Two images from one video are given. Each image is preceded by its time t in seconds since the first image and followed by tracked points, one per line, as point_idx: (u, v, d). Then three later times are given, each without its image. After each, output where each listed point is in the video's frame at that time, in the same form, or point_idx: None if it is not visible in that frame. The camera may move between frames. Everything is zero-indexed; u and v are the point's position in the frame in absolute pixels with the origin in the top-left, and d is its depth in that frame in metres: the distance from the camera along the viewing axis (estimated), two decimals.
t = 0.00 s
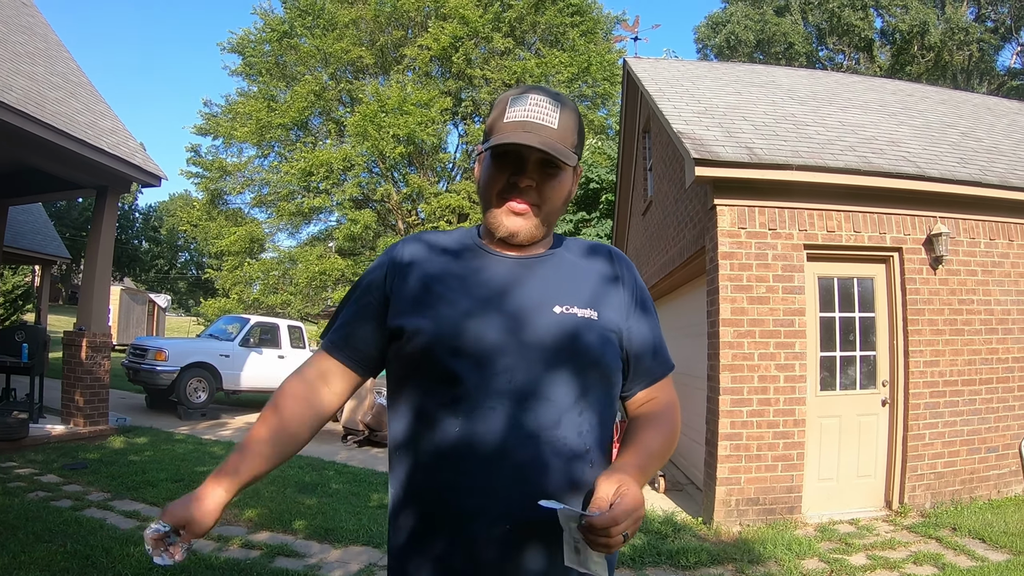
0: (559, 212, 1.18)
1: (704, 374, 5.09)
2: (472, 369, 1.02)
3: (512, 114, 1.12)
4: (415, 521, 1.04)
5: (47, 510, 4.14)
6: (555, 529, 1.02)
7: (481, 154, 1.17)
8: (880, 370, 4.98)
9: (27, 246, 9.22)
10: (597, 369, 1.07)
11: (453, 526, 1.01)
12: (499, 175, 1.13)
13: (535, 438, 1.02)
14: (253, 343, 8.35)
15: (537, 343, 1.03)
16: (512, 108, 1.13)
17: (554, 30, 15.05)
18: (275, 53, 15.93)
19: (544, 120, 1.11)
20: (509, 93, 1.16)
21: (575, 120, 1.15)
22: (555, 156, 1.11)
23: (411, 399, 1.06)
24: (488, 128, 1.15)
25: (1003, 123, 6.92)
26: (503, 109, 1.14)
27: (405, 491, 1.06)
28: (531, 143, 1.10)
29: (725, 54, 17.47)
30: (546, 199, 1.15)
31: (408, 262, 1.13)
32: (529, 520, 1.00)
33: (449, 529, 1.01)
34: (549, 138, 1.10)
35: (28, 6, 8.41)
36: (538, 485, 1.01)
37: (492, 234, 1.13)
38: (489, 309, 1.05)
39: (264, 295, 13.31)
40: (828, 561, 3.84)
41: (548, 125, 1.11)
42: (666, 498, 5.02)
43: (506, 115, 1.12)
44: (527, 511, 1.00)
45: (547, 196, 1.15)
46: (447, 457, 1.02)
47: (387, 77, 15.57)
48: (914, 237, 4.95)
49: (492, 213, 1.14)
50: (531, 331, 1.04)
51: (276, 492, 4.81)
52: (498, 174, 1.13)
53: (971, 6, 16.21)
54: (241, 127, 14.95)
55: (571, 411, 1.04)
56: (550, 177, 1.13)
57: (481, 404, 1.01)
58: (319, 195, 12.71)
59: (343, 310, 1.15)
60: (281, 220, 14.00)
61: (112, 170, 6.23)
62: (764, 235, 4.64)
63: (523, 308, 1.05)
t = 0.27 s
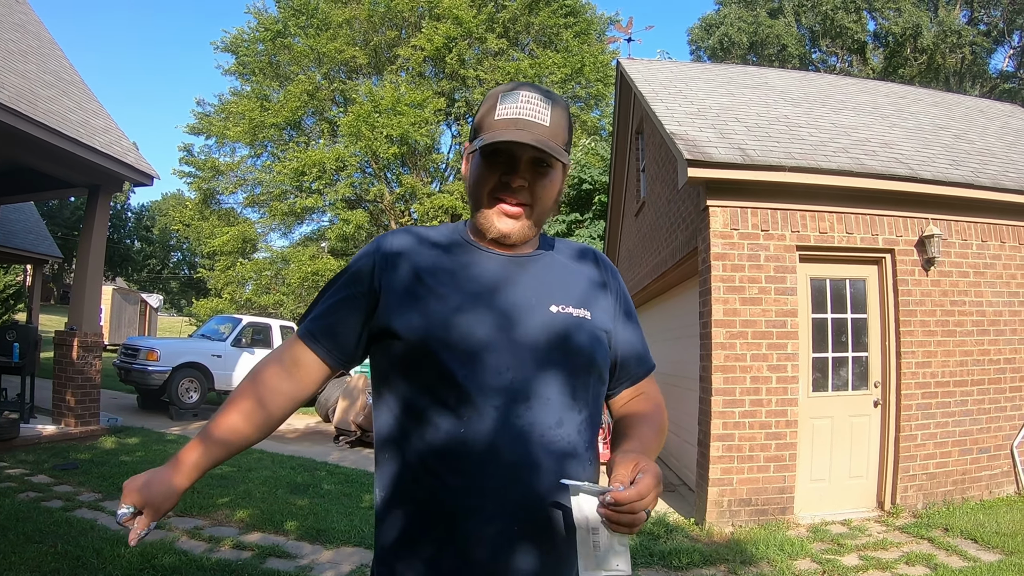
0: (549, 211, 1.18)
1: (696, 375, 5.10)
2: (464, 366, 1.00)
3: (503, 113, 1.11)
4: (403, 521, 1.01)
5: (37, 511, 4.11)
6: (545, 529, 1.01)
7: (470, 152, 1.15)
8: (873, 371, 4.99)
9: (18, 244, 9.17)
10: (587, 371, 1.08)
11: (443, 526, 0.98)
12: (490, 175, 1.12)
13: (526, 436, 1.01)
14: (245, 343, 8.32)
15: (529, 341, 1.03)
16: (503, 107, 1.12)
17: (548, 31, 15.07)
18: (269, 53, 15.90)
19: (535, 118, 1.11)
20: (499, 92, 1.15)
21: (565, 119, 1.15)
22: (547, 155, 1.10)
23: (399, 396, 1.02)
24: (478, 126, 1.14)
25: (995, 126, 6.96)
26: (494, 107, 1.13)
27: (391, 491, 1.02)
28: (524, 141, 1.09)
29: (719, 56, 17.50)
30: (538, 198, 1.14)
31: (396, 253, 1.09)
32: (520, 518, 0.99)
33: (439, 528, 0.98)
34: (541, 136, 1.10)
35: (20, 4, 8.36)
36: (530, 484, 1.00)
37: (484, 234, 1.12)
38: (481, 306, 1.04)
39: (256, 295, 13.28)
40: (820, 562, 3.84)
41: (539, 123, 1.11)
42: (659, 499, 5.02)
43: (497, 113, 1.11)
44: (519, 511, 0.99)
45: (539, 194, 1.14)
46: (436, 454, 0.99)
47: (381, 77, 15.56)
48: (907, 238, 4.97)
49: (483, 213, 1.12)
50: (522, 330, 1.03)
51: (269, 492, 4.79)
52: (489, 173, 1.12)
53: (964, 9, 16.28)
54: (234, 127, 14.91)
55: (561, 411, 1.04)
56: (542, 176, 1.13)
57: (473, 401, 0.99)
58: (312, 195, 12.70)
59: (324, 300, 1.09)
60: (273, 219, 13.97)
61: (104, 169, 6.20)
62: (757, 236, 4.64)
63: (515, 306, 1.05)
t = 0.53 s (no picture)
0: (526, 203, 1.14)
1: (689, 374, 5.11)
2: (455, 353, 1.00)
3: (478, 102, 1.09)
4: (392, 510, 1.00)
5: (30, 512, 4.10)
6: (537, 522, 1.01)
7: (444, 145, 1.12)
8: (865, 369, 5.02)
9: (10, 244, 9.12)
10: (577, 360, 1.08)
11: (433, 517, 0.98)
12: (466, 166, 1.08)
13: (518, 426, 1.00)
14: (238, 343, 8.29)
15: (520, 329, 1.03)
16: (476, 98, 1.09)
17: (541, 31, 15.08)
18: (261, 52, 15.86)
19: (512, 107, 1.09)
20: (472, 81, 1.13)
21: (540, 109, 1.13)
22: (525, 143, 1.08)
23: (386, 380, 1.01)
24: (452, 118, 1.11)
25: (986, 125, 6.99)
26: (467, 98, 1.10)
27: (378, 480, 1.01)
28: (501, 130, 1.06)
29: (712, 55, 17.54)
30: (516, 190, 1.11)
31: (386, 239, 1.09)
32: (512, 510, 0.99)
33: (429, 521, 0.98)
34: (518, 125, 1.08)
35: (12, 2, 8.32)
36: (522, 474, 1.00)
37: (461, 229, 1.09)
38: (471, 293, 1.04)
39: (249, 295, 13.22)
40: (813, 559, 3.86)
41: (516, 111, 1.09)
42: (652, 498, 5.03)
43: (471, 103, 1.09)
44: (512, 504, 0.99)
45: (516, 186, 1.11)
46: (425, 441, 0.99)
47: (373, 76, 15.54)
48: (899, 237, 4.99)
49: (460, 207, 1.09)
50: (514, 318, 1.03)
51: (262, 492, 4.78)
52: (465, 165, 1.08)
53: (956, 9, 16.33)
54: (227, 126, 14.87)
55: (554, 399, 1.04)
56: (518, 165, 1.10)
57: (465, 389, 0.99)
58: (304, 195, 12.70)
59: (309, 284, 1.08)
60: (266, 219, 13.94)
61: (97, 168, 6.17)
62: (749, 235, 4.66)
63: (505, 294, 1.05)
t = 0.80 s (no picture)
0: (498, 190, 1.10)
1: (683, 371, 5.12)
2: (449, 336, 0.98)
3: (439, 89, 1.05)
4: (379, 498, 0.97)
5: (24, 512, 4.08)
6: (532, 515, 1.00)
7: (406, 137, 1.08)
8: (859, 366, 5.03)
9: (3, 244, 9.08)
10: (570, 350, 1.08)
11: (426, 505, 0.95)
12: (429, 157, 1.04)
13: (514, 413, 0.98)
14: (232, 342, 8.27)
15: (517, 314, 1.02)
16: (435, 86, 1.06)
17: (536, 30, 15.09)
18: (255, 51, 15.84)
19: (474, 92, 1.04)
20: (431, 66, 1.08)
21: (507, 89, 1.09)
22: (488, 130, 1.03)
23: (373, 361, 0.98)
24: (414, 107, 1.07)
25: (980, 124, 7.02)
26: (426, 87, 1.06)
27: (364, 465, 0.98)
28: (462, 117, 1.02)
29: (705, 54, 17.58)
30: (484, 178, 1.06)
31: (377, 227, 1.09)
32: (506, 500, 0.97)
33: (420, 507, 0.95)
34: (481, 111, 1.03)
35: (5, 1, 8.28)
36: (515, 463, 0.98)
37: (430, 222, 1.06)
38: (466, 278, 1.04)
39: (244, 294, 13.19)
40: (809, 556, 3.87)
41: (478, 95, 1.04)
42: (647, 495, 5.04)
43: (431, 91, 1.05)
44: (509, 496, 0.97)
45: (484, 173, 1.06)
46: (415, 425, 0.96)
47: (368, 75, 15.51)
48: (893, 234, 5.01)
49: (427, 199, 1.05)
50: (510, 302, 1.03)
51: (257, 492, 4.77)
52: (427, 155, 1.04)
53: (950, 8, 16.37)
54: (221, 125, 14.85)
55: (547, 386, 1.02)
56: (485, 152, 1.05)
57: (459, 372, 0.97)
58: (298, 194, 12.70)
59: (297, 273, 1.08)
60: (260, 218, 13.91)
61: (90, 167, 6.15)
62: (743, 233, 4.67)
63: (500, 280, 1.05)
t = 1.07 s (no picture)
0: (478, 184, 1.09)
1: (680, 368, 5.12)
2: (447, 322, 0.98)
3: (416, 83, 1.03)
4: (374, 487, 0.96)
5: (21, 509, 4.07)
6: (527, 508, 1.01)
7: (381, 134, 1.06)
8: (856, 363, 5.04)
9: None
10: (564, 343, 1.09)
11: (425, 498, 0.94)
12: (407, 152, 1.01)
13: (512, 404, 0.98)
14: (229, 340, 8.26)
15: (515, 302, 1.02)
16: (411, 81, 1.04)
17: (533, 27, 15.08)
18: (252, 48, 15.80)
19: (452, 85, 1.03)
20: (405, 58, 1.06)
21: (484, 80, 1.07)
22: (466, 123, 1.01)
23: (367, 342, 0.97)
24: (390, 102, 1.05)
25: (977, 121, 7.03)
26: (402, 83, 1.04)
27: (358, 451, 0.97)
28: (441, 111, 1.00)
29: (702, 51, 17.57)
30: (464, 173, 1.05)
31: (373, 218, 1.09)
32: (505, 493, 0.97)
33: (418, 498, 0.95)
34: (459, 104, 1.02)
35: None
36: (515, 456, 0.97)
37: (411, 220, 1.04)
38: (463, 266, 1.04)
39: (240, 291, 13.17)
40: (806, 553, 3.88)
41: (457, 88, 1.03)
42: (644, 492, 5.05)
43: (406, 86, 1.03)
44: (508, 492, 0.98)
45: (464, 169, 1.05)
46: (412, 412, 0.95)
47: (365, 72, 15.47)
48: (890, 232, 5.01)
49: (407, 195, 1.03)
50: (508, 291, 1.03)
51: (254, 489, 4.76)
52: (404, 151, 1.01)
53: (948, 6, 16.38)
54: (217, 122, 14.81)
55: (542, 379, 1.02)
56: (464, 147, 1.03)
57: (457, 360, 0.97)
58: (295, 190, 12.68)
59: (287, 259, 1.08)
60: (257, 215, 13.89)
61: (86, 164, 6.14)
62: (741, 230, 4.67)
63: (497, 269, 1.05)
